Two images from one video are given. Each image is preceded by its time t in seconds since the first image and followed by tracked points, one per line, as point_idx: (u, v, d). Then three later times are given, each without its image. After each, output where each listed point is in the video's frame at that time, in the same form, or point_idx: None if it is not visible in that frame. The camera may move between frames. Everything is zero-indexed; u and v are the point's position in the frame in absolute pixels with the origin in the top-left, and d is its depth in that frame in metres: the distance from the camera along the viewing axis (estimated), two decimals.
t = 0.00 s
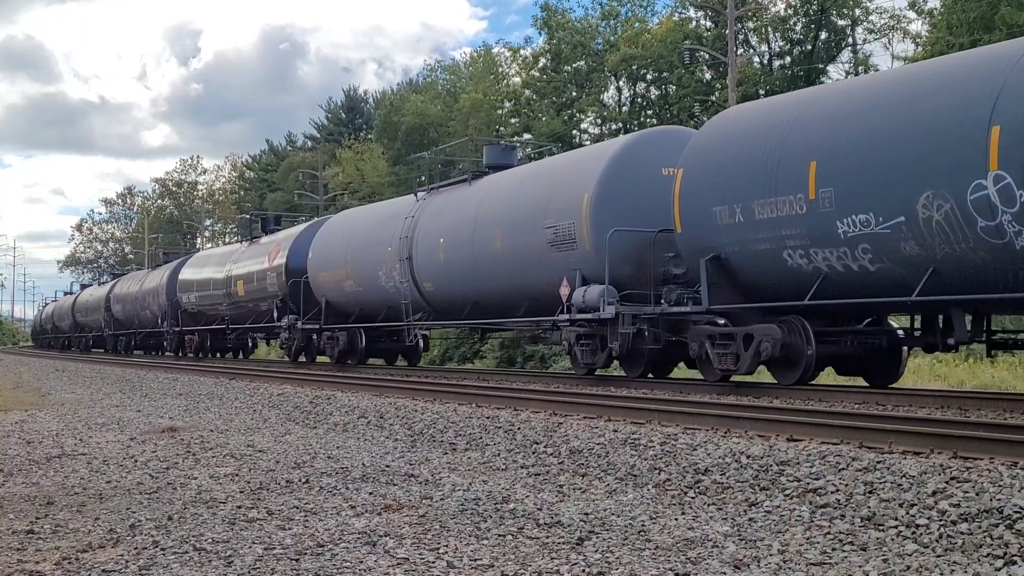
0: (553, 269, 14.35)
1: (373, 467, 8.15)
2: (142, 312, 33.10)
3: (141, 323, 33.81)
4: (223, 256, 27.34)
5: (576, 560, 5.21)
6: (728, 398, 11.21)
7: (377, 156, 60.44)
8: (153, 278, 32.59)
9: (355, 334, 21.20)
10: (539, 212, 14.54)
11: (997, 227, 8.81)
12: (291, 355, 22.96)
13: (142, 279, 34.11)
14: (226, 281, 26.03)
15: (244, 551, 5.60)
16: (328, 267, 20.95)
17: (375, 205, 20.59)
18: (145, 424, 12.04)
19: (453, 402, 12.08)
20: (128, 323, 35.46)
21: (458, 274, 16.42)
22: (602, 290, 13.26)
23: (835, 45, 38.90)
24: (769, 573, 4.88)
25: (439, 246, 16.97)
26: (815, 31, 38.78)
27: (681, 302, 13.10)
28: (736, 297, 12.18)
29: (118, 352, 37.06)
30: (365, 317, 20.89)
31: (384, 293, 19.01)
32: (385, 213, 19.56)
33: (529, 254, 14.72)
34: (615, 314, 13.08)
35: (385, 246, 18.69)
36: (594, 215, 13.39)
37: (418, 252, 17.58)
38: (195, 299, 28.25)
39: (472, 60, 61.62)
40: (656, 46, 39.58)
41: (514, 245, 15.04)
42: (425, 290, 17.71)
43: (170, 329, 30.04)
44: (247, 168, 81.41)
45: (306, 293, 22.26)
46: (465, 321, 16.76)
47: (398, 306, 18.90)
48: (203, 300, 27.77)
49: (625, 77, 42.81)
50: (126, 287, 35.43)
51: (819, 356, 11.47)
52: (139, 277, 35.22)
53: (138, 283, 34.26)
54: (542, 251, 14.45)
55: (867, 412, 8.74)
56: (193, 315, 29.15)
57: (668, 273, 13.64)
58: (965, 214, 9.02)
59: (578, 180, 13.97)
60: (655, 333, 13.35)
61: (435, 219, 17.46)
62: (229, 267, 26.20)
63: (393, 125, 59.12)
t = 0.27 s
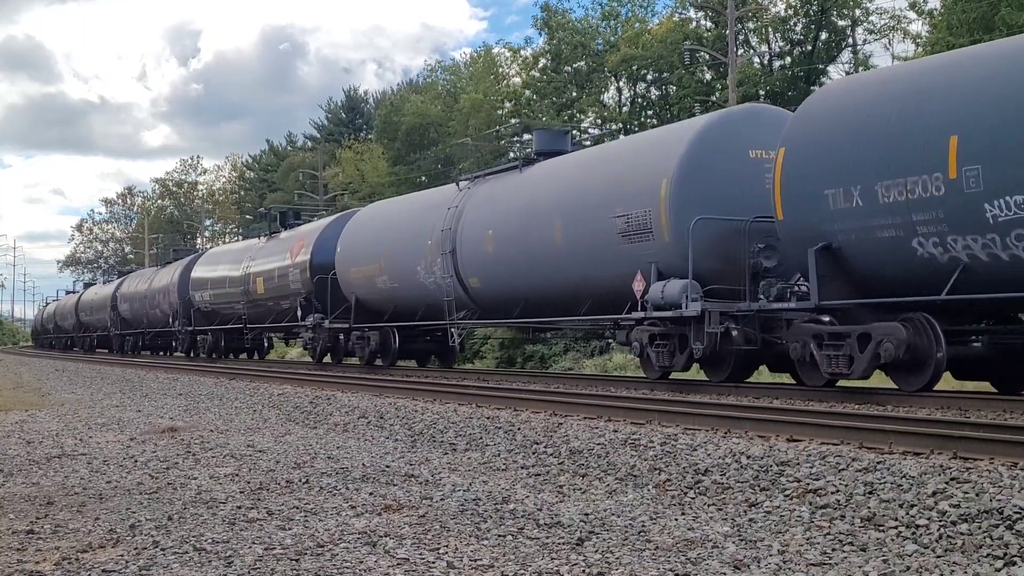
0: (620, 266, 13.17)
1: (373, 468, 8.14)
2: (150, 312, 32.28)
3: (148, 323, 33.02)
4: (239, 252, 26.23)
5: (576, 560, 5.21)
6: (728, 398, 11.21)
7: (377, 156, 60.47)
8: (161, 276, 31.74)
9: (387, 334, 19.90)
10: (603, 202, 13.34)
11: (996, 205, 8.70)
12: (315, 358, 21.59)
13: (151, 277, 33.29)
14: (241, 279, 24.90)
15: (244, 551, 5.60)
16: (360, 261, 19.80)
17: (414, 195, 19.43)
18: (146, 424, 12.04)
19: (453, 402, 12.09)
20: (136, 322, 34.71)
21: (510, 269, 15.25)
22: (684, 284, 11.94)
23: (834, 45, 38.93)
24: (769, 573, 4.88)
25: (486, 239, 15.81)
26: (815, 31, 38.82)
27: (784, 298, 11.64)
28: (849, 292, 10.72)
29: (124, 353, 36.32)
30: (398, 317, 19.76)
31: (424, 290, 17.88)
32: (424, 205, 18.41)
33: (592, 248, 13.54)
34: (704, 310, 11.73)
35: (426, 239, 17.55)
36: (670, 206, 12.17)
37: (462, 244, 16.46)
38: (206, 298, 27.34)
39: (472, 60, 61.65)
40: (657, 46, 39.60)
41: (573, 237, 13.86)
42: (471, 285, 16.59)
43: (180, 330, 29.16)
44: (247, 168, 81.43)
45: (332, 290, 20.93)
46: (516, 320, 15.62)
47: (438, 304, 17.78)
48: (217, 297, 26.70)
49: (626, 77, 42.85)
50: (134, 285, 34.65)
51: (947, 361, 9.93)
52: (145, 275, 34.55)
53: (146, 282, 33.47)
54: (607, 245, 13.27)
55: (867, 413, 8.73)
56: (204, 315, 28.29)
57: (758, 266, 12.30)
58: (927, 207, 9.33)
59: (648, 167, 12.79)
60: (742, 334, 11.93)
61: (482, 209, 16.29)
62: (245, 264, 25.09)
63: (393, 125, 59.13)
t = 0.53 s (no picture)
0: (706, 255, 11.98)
1: (373, 468, 8.14)
2: (161, 310, 31.33)
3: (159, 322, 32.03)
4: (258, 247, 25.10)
5: (576, 560, 5.21)
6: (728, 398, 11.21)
7: (378, 157, 60.49)
8: (172, 274, 30.77)
9: (422, 334, 18.71)
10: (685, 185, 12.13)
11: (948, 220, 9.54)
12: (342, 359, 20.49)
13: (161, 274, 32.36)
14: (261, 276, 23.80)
15: (244, 551, 5.60)
16: (392, 256, 18.55)
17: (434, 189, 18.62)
18: (146, 424, 12.04)
19: (454, 402, 12.08)
20: (144, 321, 33.79)
21: (569, 263, 14.02)
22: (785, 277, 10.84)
23: (835, 46, 38.92)
24: (770, 573, 4.88)
25: (542, 230, 14.59)
26: (815, 31, 38.83)
27: (905, 292, 10.23)
28: (983, 285, 9.56)
29: (132, 353, 35.37)
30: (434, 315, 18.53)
31: (466, 285, 16.63)
32: (463, 195, 17.20)
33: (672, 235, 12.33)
34: (802, 306, 10.59)
35: (470, 231, 16.33)
36: (766, 188, 11.02)
37: (512, 235, 15.21)
38: (221, 296, 26.38)
39: (473, 60, 61.65)
40: (657, 46, 39.61)
41: (648, 226, 12.65)
42: (521, 281, 15.35)
43: (192, 329, 28.18)
44: (247, 168, 81.43)
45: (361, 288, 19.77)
46: (574, 318, 14.37)
47: (483, 301, 16.54)
48: (234, 295, 25.63)
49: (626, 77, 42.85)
50: (144, 282, 33.72)
51: None
52: (153, 273, 33.73)
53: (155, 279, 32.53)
54: (688, 233, 12.11)
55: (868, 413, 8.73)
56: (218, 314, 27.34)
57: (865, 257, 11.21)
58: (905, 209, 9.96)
59: (737, 146, 11.63)
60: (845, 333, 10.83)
61: (534, 198, 15.09)
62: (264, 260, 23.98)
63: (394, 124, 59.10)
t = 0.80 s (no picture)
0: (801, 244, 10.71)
1: (373, 467, 8.13)
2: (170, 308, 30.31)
3: (168, 320, 31.00)
4: (275, 243, 23.95)
5: (576, 560, 5.21)
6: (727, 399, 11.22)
7: (377, 156, 60.51)
8: (182, 271, 29.74)
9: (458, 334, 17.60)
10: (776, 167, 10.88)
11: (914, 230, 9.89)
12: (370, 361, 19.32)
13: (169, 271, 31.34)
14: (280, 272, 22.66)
15: (243, 550, 5.60)
16: (429, 250, 17.32)
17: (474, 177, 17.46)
18: (145, 424, 12.03)
19: (454, 402, 12.07)
20: (151, 320, 32.76)
21: (634, 254, 12.79)
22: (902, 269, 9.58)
23: (834, 46, 38.91)
24: (768, 573, 4.89)
25: (602, 220, 13.36)
26: (815, 31, 38.81)
27: None
28: None
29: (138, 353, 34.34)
30: (474, 313, 17.26)
31: (514, 281, 15.39)
32: (507, 184, 15.98)
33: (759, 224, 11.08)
34: (921, 301, 9.40)
35: (518, 222, 15.09)
36: (870, 168, 9.83)
37: (567, 226, 13.96)
38: (235, 295, 25.35)
39: (472, 60, 61.62)
40: (656, 46, 39.61)
41: (730, 214, 11.40)
42: (577, 275, 14.10)
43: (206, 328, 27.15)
44: (246, 168, 81.42)
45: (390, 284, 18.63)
46: (639, 316, 13.14)
47: (532, 298, 15.29)
48: (251, 293, 24.53)
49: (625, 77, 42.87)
50: (151, 279, 32.69)
51: None
52: (159, 271, 32.85)
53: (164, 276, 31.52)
54: (778, 219, 10.86)
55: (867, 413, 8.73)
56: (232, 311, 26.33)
57: (986, 246, 10.03)
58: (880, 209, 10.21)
59: (836, 123, 10.40)
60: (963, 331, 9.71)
61: (591, 187, 13.86)
62: (283, 255, 22.81)
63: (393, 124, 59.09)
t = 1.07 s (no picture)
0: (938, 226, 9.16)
1: (372, 467, 8.13)
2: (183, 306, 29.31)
3: (181, 319, 29.99)
4: (299, 236, 22.77)
5: (575, 560, 5.21)
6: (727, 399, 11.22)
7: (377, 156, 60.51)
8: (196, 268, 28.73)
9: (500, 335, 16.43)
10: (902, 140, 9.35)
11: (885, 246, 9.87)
12: (406, 362, 18.11)
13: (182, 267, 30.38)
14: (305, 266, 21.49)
15: (243, 550, 5.60)
16: (473, 243, 15.84)
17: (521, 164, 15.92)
18: (145, 423, 12.02)
19: (454, 402, 12.05)
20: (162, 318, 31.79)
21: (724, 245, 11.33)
22: None
23: (834, 46, 38.93)
24: (768, 573, 4.89)
25: (682, 207, 11.89)
26: (815, 32, 38.81)
27: None
28: None
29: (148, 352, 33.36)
30: (524, 310, 15.79)
31: (573, 275, 13.86)
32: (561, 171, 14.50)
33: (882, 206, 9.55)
34: None
35: (581, 210, 13.58)
36: None
37: (642, 215, 12.46)
38: (253, 291, 24.32)
39: (472, 60, 61.63)
40: (656, 46, 39.61)
41: (846, 196, 9.88)
42: (652, 269, 12.59)
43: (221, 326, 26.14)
44: (246, 168, 81.42)
45: (427, 280, 17.55)
46: (728, 313, 11.63)
47: (598, 294, 13.76)
48: (271, 289, 23.36)
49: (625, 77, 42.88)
50: (164, 276, 31.72)
51: None
52: (170, 268, 31.99)
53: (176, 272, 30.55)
54: (908, 202, 9.32)
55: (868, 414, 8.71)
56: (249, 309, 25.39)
57: None
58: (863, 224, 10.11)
59: (973, 87, 8.92)
60: None
61: (666, 172, 12.37)
62: (307, 249, 21.65)
63: (393, 124, 59.08)
